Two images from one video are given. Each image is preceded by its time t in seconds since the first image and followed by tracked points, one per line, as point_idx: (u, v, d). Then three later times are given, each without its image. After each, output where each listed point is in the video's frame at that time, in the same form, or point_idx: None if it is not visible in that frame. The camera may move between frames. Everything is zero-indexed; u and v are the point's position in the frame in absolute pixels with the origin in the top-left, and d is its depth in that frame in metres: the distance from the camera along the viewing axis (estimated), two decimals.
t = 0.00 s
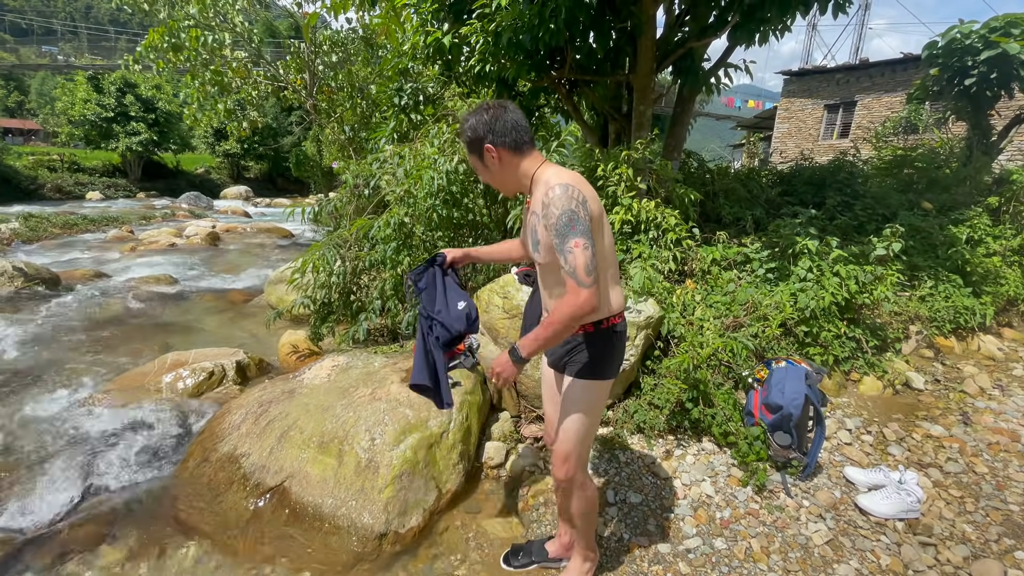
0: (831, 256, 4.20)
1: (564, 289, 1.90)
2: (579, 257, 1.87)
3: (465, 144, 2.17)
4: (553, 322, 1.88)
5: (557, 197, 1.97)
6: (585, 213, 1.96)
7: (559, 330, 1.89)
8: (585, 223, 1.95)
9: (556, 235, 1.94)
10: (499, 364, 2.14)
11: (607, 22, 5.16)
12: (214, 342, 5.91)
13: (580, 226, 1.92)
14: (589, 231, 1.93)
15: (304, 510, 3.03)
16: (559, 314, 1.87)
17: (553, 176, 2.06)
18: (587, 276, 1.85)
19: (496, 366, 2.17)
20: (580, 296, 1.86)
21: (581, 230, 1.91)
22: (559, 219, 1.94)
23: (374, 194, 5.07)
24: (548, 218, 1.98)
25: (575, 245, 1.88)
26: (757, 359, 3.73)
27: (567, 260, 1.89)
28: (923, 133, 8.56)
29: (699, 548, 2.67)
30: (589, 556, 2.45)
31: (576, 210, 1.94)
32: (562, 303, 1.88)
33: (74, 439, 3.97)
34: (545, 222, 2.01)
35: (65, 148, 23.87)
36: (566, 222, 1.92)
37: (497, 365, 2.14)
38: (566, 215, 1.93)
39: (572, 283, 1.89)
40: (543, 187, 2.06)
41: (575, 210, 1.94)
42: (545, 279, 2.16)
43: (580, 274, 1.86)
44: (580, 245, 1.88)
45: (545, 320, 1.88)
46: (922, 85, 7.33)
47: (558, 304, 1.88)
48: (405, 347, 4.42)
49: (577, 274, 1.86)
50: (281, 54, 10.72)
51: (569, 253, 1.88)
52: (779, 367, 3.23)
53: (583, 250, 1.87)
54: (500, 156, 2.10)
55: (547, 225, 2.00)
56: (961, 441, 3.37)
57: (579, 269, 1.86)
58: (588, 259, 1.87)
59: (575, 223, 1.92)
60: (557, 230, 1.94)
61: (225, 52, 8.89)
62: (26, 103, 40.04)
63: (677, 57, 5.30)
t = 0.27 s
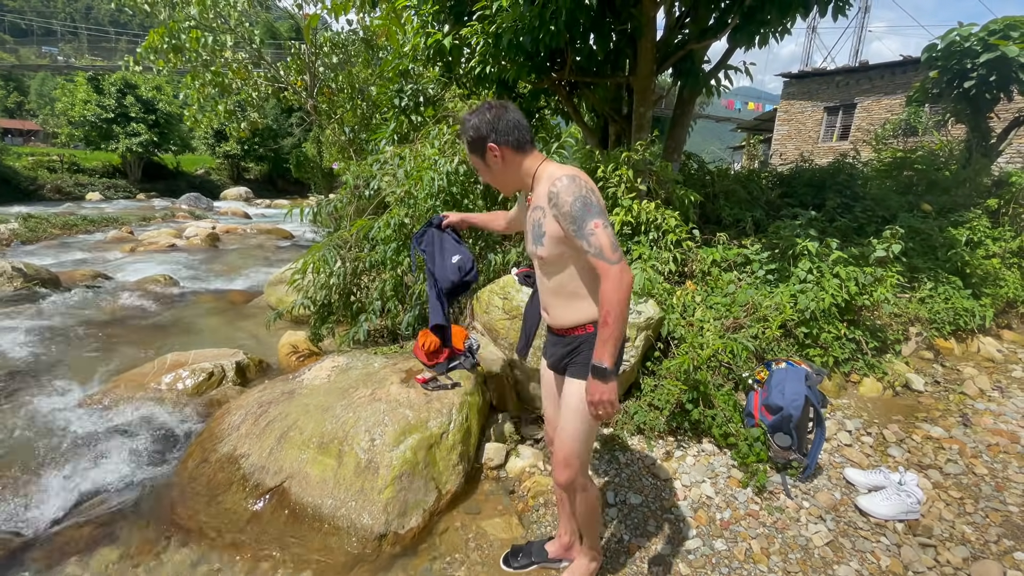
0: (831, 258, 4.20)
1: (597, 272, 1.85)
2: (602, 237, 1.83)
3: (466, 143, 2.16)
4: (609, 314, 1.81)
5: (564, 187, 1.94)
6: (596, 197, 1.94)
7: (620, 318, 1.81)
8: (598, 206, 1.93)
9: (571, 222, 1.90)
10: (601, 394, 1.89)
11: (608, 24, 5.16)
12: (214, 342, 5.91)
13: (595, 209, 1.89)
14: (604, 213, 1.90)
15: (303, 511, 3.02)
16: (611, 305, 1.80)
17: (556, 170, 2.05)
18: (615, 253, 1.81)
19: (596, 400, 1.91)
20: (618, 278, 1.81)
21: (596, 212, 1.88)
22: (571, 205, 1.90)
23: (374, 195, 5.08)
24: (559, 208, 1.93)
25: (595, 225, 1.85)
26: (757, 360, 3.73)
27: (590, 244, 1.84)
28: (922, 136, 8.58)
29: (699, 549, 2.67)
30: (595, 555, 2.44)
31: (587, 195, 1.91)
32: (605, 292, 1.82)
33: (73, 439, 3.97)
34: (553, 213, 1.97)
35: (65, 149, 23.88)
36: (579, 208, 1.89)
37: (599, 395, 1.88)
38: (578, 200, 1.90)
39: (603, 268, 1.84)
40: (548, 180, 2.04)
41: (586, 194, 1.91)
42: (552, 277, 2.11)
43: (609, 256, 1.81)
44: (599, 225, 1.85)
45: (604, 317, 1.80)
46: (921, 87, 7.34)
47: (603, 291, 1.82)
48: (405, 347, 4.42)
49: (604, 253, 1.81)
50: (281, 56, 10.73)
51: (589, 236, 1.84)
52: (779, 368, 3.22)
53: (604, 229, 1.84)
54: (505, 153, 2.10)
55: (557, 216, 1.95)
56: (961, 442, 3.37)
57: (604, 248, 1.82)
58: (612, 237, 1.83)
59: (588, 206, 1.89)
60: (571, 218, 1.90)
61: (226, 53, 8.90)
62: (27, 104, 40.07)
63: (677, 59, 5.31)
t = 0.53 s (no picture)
0: (832, 260, 4.20)
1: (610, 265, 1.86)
2: (611, 229, 1.85)
3: (471, 146, 2.05)
4: (624, 307, 1.83)
5: (569, 183, 1.93)
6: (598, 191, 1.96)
7: (635, 311, 1.84)
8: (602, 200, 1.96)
9: (579, 218, 1.89)
10: (628, 385, 1.91)
11: (609, 26, 5.15)
12: (214, 344, 5.89)
13: (601, 202, 1.91)
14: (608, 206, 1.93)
15: (303, 514, 3.01)
16: (626, 296, 1.82)
17: (558, 168, 2.05)
18: (625, 243, 1.84)
19: (622, 391, 1.93)
20: (629, 269, 1.83)
21: (602, 204, 1.90)
22: (579, 201, 1.90)
23: (375, 196, 5.07)
24: (566, 204, 1.92)
25: (604, 218, 1.86)
26: (759, 362, 3.71)
27: (599, 238, 1.86)
28: (922, 138, 8.58)
29: (701, 552, 2.66)
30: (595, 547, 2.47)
31: (592, 189, 1.93)
32: (619, 284, 1.83)
33: (73, 441, 3.96)
34: (560, 210, 1.94)
35: (65, 151, 23.88)
36: (587, 202, 1.89)
37: (625, 389, 1.90)
38: (585, 195, 1.90)
39: (614, 261, 1.85)
40: (551, 178, 2.03)
41: (591, 188, 1.93)
42: (556, 276, 2.09)
43: (619, 248, 1.84)
44: (608, 217, 1.87)
45: (620, 310, 1.82)
46: (921, 89, 7.34)
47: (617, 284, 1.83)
48: (406, 349, 4.41)
49: (615, 244, 1.84)
50: (281, 58, 10.73)
51: (598, 230, 1.86)
52: (781, 370, 3.21)
53: (612, 221, 1.86)
54: (511, 154, 2.06)
55: (563, 213, 1.93)
56: (963, 445, 3.36)
57: (615, 239, 1.84)
58: (620, 228, 1.85)
59: (594, 200, 1.90)
60: (578, 213, 1.90)
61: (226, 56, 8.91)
62: (27, 105, 40.07)
63: (677, 62, 5.31)
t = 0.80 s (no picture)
0: (831, 264, 4.20)
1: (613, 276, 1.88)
2: (615, 241, 1.86)
3: (474, 162, 2.01)
4: (624, 316, 1.86)
5: (573, 194, 1.92)
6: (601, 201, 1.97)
7: (635, 321, 1.86)
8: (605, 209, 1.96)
9: (583, 229, 1.90)
10: (613, 390, 1.96)
11: (607, 31, 5.18)
12: (213, 348, 5.89)
13: (605, 213, 1.92)
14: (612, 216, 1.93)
15: (303, 518, 3.01)
16: (627, 307, 1.84)
17: (560, 176, 2.03)
18: (629, 255, 1.85)
19: (604, 395, 1.98)
20: (631, 280, 1.85)
21: (606, 216, 1.90)
22: (583, 213, 1.89)
23: (375, 200, 5.08)
24: (570, 214, 1.91)
25: (608, 230, 1.87)
26: (758, 366, 3.72)
27: (603, 249, 1.87)
28: (921, 141, 8.60)
29: (700, 557, 2.65)
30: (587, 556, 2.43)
31: (596, 200, 1.93)
32: (620, 295, 1.86)
33: (72, 445, 3.95)
34: (565, 222, 1.94)
35: (65, 154, 23.90)
36: (591, 213, 1.89)
37: (604, 390, 1.96)
38: (589, 207, 1.90)
39: (616, 272, 1.87)
40: (554, 187, 2.01)
41: (596, 199, 1.93)
42: (557, 284, 2.09)
43: (622, 259, 1.85)
44: (612, 229, 1.87)
45: (619, 319, 1.84)
46: (919, 93, 7.36)
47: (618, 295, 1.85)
48: (405, 353, 4.41)
49: (619, 256, 1.85)
50: (281, 61, 10.76)
51: (603, 241, 1.87)
52: (780, 374, 3.22)
53: (616, 233, 1.87)
54: (514, 165, 2.05)
55: (567, 223, 1.93)
56: (963, 448, 3.36)
57: (618, 251, 1.85)
58: (624, 240, 1.87)
59: (599, 211, 1.91)
60: (583, 224, 1.90)
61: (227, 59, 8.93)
62: (27, 108, 40.10)
63: (676, 66, 5.32)
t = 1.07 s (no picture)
0: (829, 268, 4.21)
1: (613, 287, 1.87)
2: (616, 253, 1.84)
3: (480, 158, 1.91)
4: (623, 327, 1.85)
5: (574, 204, 1.90)
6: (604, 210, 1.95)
7: (633, 333, 1.86)
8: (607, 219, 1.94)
9: (585, 239, 1.87)
10: (607, 399, 1.96)
11: (605, 37, 5.22)
12: (213, 353, 5.89)
13: (608, 224, 1.89)
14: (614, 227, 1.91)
15: (301, 525, 3.00)
16: (625, 318, 1.84)
17: (562, 184, 2.00)
18: (629, 268, 1.84)
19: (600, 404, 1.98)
20: (631, 292, 1.85)
21: (609, 227, 1.88)
22: (585, 223, 1.87)
23: (374, 205, 5.09)
24: (571, 224, 1.89)
25: (609, 241, 1.85)
26: (756, 371, 3.72)
27: (604, 260, 1.85)
28: (919, 145, 8.61)
29: (699, 563, 2.65)
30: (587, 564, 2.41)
31: (599, 210, 1.91)
32: (619, 306, 1.85)
33: (71, 450, 3.95)
34: (567, 231, 1.91)
35: (66, 158, 23.96)
36: (593, 224, 1.87)
37: (601, 400, 1.96)
38: (592, 217, 1.88)
39: (617, 283, 1.86)
40: (554, 196, 1.99)
41: (599, 209, 1.91)
42: (555, 292, 2.09)
43: (622, 271, 1.84)
44: (613, 240, 1.86)
45: (616, 330, 1.83)
46: (918, 97, 7.37)
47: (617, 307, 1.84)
48: (404, 358, 4.41)
49: (619, 268, 1.83)
50: (281, 66, 10.78)
51: (604, 252, 1.85)
52: (778, 379, 3.22)
53: (617, 244, 1.85)
54: (519, 167, 1.98)
55: (568, 233, 1.91)
56: (962, 454, 3.36)
57: (619, 263, 1.83)
58: (625, 252, 1.85)
59: (601, 222, 1.88)
60: (584, 234, 1.88)
61: (226, 64, 8.95)
62: (28, 113, 40.19)
63: (674, 71, 5.34)
